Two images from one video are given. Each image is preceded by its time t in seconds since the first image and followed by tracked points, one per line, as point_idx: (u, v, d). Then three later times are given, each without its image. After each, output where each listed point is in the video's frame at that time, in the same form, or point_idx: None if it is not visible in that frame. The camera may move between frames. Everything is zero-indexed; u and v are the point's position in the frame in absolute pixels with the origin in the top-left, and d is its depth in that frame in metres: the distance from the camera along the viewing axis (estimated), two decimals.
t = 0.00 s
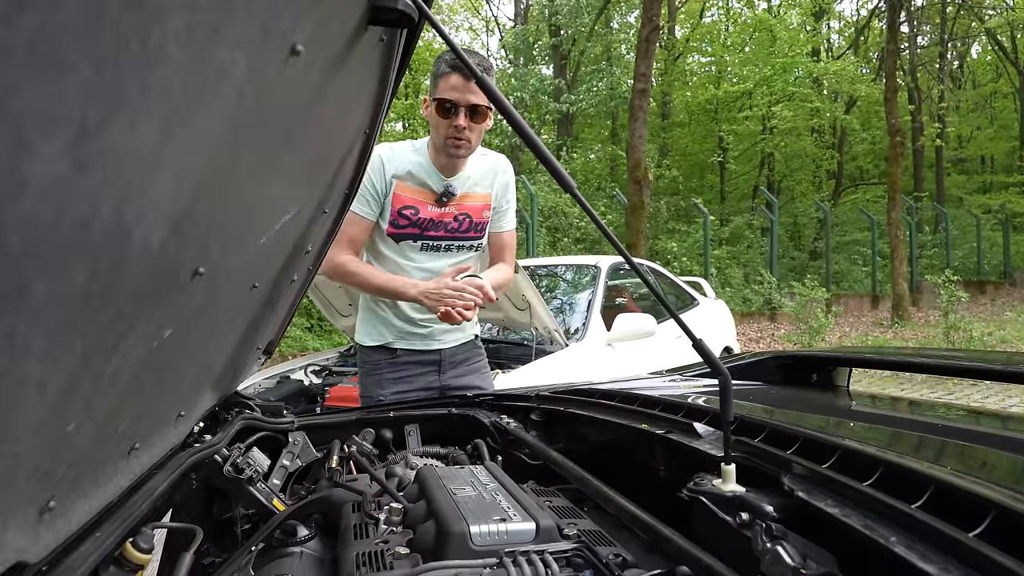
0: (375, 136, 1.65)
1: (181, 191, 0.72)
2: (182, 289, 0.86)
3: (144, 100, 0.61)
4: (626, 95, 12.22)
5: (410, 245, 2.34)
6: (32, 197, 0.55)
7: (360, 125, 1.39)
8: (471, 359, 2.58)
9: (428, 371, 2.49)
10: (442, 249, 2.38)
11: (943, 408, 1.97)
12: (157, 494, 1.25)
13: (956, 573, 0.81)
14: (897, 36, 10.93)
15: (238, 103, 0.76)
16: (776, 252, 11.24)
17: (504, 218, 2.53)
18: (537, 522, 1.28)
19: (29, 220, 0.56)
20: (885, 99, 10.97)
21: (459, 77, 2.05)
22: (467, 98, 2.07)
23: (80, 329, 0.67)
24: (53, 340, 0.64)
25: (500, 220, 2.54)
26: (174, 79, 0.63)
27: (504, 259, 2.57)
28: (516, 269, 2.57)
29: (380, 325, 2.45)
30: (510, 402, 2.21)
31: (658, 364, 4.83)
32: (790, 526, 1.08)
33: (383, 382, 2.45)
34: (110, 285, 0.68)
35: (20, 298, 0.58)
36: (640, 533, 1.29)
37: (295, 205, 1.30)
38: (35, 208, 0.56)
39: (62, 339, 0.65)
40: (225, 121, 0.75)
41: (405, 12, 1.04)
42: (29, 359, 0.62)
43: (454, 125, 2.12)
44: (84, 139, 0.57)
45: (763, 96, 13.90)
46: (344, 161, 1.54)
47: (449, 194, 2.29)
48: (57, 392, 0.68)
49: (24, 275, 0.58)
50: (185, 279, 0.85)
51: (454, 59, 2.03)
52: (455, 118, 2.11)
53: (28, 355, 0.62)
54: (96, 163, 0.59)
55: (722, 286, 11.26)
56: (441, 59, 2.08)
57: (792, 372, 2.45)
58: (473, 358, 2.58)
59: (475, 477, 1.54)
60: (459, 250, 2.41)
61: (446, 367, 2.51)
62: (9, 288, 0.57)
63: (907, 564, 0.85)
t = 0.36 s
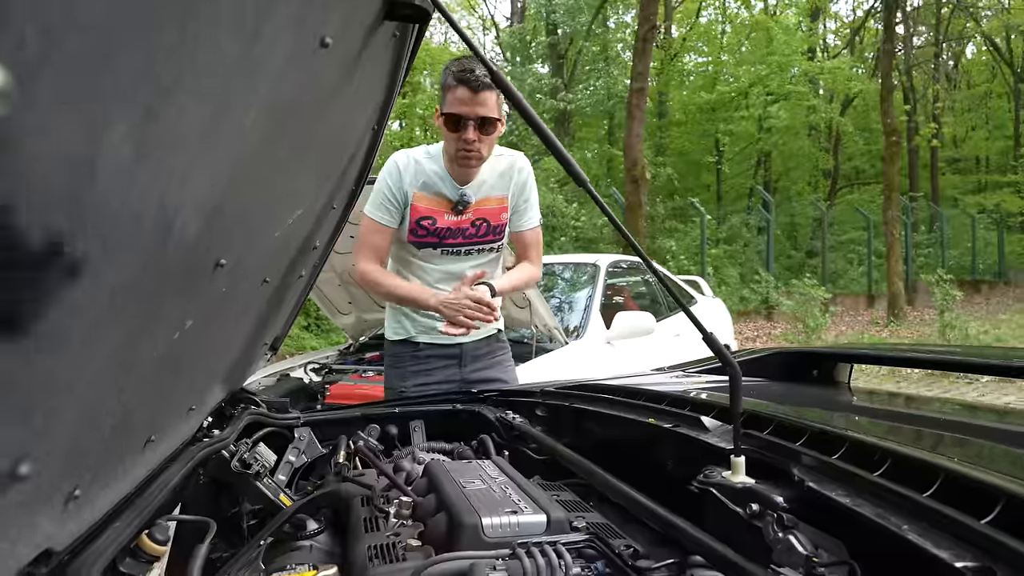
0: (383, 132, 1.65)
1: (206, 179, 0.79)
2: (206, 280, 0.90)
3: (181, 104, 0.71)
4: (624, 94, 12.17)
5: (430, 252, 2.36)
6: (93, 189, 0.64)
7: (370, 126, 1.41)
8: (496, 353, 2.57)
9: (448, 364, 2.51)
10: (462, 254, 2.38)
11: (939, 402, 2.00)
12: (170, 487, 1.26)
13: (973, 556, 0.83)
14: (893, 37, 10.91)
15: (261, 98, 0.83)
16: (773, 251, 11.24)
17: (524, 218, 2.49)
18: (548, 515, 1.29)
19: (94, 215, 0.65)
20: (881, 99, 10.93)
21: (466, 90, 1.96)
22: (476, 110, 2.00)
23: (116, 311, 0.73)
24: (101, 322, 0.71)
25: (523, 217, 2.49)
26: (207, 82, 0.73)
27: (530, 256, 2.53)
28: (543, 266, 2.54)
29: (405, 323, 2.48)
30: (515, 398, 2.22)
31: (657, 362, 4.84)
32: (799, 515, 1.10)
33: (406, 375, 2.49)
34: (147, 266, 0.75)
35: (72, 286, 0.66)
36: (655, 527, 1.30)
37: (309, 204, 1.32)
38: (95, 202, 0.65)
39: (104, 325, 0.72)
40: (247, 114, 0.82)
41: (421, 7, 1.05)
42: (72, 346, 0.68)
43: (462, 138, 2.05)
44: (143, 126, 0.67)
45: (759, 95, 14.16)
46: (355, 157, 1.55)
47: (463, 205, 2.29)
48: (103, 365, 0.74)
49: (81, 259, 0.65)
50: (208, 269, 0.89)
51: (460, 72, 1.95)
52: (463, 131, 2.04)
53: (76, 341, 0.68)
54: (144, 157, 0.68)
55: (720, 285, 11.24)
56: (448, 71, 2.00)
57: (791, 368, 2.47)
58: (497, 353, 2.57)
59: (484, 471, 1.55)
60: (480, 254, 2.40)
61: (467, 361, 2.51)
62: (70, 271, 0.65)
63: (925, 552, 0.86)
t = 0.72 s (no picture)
0: (378, 127, 1.65)
1: (214, 157, 0.78)
2: (204, 267, 0.90)
3: (201, 55, 0.68)
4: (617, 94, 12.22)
5: (432, 250, 2.36)
6: (114, 136, 0.62)
7: (368, 115, 1.41)
8: (499, 348, 2.56)
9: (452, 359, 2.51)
10: (463, 253, 2.38)
11: (929, 395, 2.01)
12: (166, 478, 1.25)
13: (963, 533, 0.86)
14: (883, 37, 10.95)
15: (269, 74, 0.82)
16: (764, 249, 11.30)
17: (527, 214, 2.49)
18: (546, 504, 1.29)
19: (113, 158, 0.62)
20: (871, 99, 10.96)
21: (462, 87, 1.97)
22: (471, 107, 1.99)
23: (124, 284, 0.71)
24: (112, 285, 0.69)
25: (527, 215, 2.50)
26: (224, 38, 0.70)
27: (535, 253, 2.55)
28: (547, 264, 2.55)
29: (409, 318, 2.49)
30: (511, 392, 2.23)
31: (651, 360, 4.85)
32: (795, 501, 1.11)
33: (410, 369, 2.50)
34: (156, 238, 0.73)
35: (86, 231, 0.63)
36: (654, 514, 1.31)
37: (309, 192, 1.32)
38: (112, 144, 0.62)
39: (114, 293, 0.70)
40: (256, 88, 0.81)
41: None
42: (84, 297, 0.66)
43: (458, 135, 2.04)
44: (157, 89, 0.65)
45: (750, 95, 14.28)
46: (350, 150, 1.55)
47: (463, 204, 2.28)
48: (110, 336, 0.73)
49: (98, 199, 0.63)
50: (205, 257, 0.89)
51: (456, 68, 1.96)
52: (459, 128, 2.03)
53: (87, 299, 0.67)
54: (162, 110, 0.66)
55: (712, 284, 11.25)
56: (445, 69, 2.00)
57: (784, 362, 2.46)
58: (501, 348, 2.57)
59: (480, 464, 1.55)
60: (482, 251, 2.40)
61: (471, 356, 2.51)
62: (86, 212, 0.62)
63: (919, 532, 0.88)
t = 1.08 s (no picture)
0: (371, 123, 1.64)
1: (209, 148, 0.78)
2: (197, 260, 0.90)
3: (199, 45, 0.67)
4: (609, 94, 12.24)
5: (420, 250, 2.36)
6: (116, 116, 0.61)
7: (362, 110, 1.41)
8: (485, 347, 2.56)
9: (439, 357, 2.51)
10: (451, 253, 2.38)
11: (919, 391, 2.03)
12: (159, 474, 1.25)
13: (956, 523, 0.86)
14: (873, 38, 11.01)
15: (263, 67, 0.82)
16: (755, 249, 11.32)
17: (516, 214, 2.49)
18: (540, 499, 1.29)
19: (118, 132, 0.62)
20: (861, 99, 10.99)
21: (451, 83, 1.96)
22: (460, 103, 1.97)
23: (120, 275, 0.71)
24: (110, 274, 0.69)
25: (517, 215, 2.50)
26: (225, 25, 0.70)
27: (524, 253, 2.55)
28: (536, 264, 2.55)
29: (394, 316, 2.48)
30: (504, 389, 2.23)
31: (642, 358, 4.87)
32: (789, 495, 1.12)
33: (396, 367, 2.49)
34: (152, 228, 0.73)
35: (92, 207, 0.62)
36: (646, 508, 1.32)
37: (303, 187, 1.31)
38: (117, 119, 0.61)
39: (113, 281, 0.70)
40: (251, 80, 0.81)
41: None
42: (85, 277, 0.65)
43: (447, 132, 2.03)
44: (158, 75, 0.64)
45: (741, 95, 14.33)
46: (344, 145, 1.54)
47: (451, 204, 2.27)
48: (108, 324, 0.73)
49: (101, 173, 0.62)
50: (200, 250, 0.88)
51: (445, 64, 1.95)
52: (449, 124, 2.02)
53: (86, 284, 0.66)
54: (161, 96, 0.65)
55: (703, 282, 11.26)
56: (434, 66, 2.00)
57: (776, 359, 2.47)
58: (488, 347, 2.57)
59: (474, 459, 1.55)
60: (470, 252, 2.40)
61: (459, 355, 2.51)
62: (90, 182, 0.61)
63: (908, 521, 0.88)
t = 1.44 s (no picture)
0: (366, 119, 1.63)
1: (208, 137, 0.78)
2: (192, 253, 0.89)
3: (199, 23, 0.67)
4: (601, 95, 12.26)
5: (410, 248, 2.35)
6: (119, 94, 0.60)
7: (356, 108, 1.40)
8: (475, 347, 2.55)
9: (429, 357, 2.50)
10: (442, 251, 2.37)
11: (909, 388, 2.05)
12: (151, 471, 1.23)
13: (952, 516, 0.87)
14: (863, 40, 11.06)
15: (262, 53, 0.82)
16: (747, 249, 11.35)
17: (507, 211, 2.49)
18: (535, 495, 1.29)
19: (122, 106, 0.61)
20: (852, 101, 11.01)
21: (447, 77, 1.96)
22: (456, 97, 1.97)
23: (117, 263, 0.71)
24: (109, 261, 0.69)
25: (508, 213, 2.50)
26: (226, 13, 0.70)
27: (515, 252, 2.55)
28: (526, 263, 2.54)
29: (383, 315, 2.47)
30: (498, 387, 2.22)
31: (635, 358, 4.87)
32: (785, 491, 1.13)
33: (385, 366, 2.48)
34: (150, 214, 0.73)
35: (97, 183, 0.62)
36: (641, 505, 1.33)
37: (297, 183, 1.30)
38: (123, 91, 0.61)
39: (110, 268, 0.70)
40: (250, 67, 0.81)
41: None
42: (84, 258, 0.65)
43: (442, 127, 2.02)
44: (159, 57, 0.64)
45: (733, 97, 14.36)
46: (337, 142, 1.53)
47: (442, 201, 2.27)
48: (102, 312, 0.72)
49: (106, 146, 0.61)
50: (195, 242, 0.88)
51: (441, 58, 1.94)
52: (444, 119, 2.01)
53: (87, 259, 0.65)
54: (162, 73, 0.64)
55: (695, 282, 11.26)
56: (429, 60, 1.99)
57: (769, 357, 2.48)
58: (478, 347, 2.56)
59: (468, 457, 1.55)
60: (460, 250, 2.40)
61: (449, 354, 2.50)
62: (95, 156, 0.61)
63: (905, 515, 0.88)
